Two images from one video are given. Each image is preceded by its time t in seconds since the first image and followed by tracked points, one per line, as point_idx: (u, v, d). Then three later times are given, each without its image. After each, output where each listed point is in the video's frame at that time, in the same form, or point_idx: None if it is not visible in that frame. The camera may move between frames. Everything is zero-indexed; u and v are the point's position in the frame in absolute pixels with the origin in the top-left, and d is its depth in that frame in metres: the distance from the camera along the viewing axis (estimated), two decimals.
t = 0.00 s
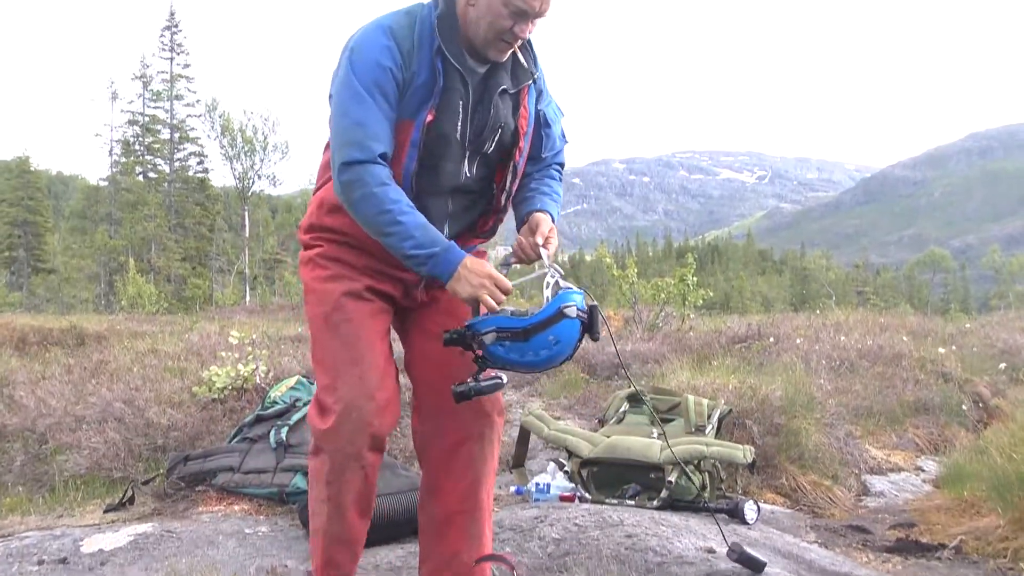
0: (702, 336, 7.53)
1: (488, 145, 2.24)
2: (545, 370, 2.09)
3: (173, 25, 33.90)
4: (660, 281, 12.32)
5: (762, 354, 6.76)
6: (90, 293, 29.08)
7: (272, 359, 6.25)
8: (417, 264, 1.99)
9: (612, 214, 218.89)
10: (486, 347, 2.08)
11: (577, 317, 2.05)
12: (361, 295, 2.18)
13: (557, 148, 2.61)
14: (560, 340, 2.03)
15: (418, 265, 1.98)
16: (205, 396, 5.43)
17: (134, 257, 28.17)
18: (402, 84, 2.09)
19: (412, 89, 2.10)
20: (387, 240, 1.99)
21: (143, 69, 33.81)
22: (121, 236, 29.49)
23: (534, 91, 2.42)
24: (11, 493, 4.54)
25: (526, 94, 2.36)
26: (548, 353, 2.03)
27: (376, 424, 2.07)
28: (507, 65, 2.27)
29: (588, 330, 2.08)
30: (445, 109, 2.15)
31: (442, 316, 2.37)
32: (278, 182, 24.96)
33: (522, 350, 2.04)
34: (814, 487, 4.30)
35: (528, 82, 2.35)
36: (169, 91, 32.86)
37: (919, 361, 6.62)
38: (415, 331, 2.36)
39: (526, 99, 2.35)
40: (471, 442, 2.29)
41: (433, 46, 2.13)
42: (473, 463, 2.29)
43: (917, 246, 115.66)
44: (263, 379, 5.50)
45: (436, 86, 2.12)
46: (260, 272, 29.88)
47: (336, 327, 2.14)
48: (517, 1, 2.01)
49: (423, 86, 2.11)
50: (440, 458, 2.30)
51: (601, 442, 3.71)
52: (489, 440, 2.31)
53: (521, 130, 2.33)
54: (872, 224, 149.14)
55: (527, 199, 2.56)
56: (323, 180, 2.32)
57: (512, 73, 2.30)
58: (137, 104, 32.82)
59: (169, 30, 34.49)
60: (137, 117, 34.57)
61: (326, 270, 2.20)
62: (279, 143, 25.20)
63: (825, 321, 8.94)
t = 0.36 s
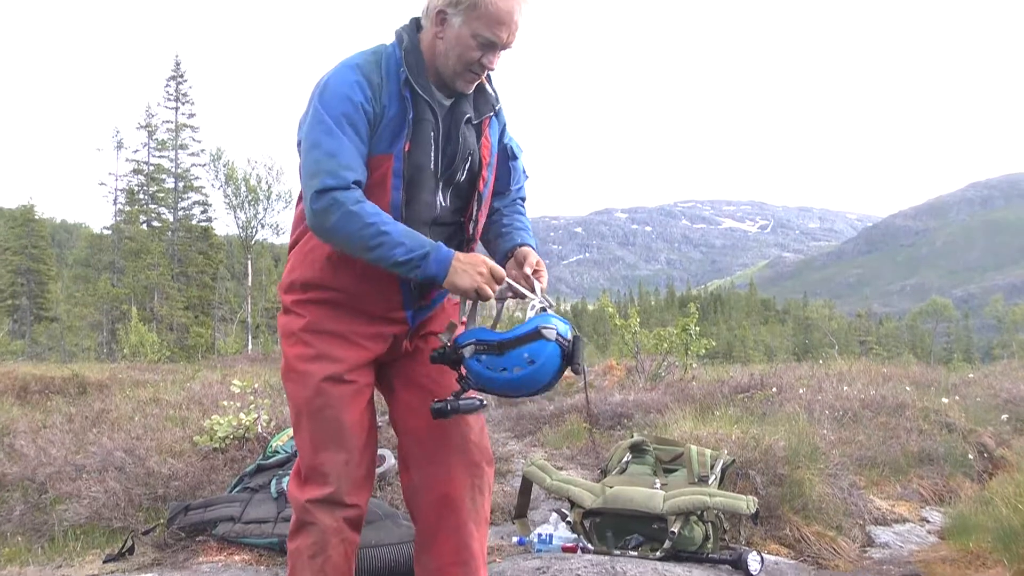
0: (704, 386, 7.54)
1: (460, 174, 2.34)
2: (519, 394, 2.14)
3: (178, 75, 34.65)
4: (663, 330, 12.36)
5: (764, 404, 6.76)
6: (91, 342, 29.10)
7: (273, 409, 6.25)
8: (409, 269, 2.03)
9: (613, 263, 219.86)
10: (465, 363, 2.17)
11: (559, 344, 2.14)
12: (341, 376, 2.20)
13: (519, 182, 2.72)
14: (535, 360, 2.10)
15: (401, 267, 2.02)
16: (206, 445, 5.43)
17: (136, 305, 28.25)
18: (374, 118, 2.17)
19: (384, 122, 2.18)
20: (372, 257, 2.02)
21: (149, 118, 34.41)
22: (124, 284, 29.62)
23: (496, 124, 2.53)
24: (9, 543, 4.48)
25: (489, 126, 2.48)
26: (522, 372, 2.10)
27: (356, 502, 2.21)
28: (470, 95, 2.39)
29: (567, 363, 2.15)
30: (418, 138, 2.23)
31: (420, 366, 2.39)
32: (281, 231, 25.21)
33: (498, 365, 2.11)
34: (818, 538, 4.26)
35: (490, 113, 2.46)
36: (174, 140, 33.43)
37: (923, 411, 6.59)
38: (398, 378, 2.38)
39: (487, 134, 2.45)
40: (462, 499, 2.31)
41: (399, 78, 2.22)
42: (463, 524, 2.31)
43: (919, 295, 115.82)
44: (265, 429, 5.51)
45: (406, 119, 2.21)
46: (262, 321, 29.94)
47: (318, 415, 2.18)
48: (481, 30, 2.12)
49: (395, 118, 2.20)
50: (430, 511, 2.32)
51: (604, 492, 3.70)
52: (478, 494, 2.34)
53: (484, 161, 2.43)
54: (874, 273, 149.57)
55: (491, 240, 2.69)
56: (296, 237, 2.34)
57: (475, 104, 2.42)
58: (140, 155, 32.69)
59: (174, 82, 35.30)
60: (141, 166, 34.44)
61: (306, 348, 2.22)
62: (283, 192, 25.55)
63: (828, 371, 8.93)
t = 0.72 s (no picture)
0: (706, 418, 7.53)
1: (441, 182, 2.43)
2: (504, 344, 2.14)
3: (181, 108, 35.05)
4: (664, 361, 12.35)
5: (766, 435, 6.75)
6: (91, 373, 29.05)
7: (274, 441, 6.24)
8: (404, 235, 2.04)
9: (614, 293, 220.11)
10: (449, 316, 2.20)
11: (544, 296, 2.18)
12: (345, 408, 2.22)
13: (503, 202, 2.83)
14: (519, 302, 2.13)
15: (388, 229, 2.02)
16: (206, 477, 5.42)
17: (137, 336, 28.25)
18: (354, 129, 2.28)
19: (365, 134, 2.30)
20: (364, 236, 2.02)
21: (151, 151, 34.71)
22: (125, 315, 29.65)
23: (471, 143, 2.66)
24: None
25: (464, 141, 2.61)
26: (504, 314, 2.12)
27: (360, 533, 2.24)
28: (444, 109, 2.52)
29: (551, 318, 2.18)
30: (400, 149, 2.33)
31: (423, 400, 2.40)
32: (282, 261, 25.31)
33: (482, 309, 2.14)
34: (822, 570, 4.24)
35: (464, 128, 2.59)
36: (176, 172, 33.75)
37: (926, 443, 6.57)
38: (401, 409, 2.41)
39: (461, 150, 2.57)
40: (463, 531, 2.32)
41: (377, 94, 2.36)
42: (464, 557, 2.33)
43: (921, 326, 115.78)
44: (266, 460, 5.51)
45: (384, 133, 2.33)
46: (262, 352, 29.90)
47: (323, 449, 2.21)
48: (448, 42, 2.25)
49: (373, 130, 2.32)
50: (432, 543, 2.33)
51: (606, 524, 3.67)
52: (479, 528, 2.36)
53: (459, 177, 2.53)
54: (875, 304, 149.52)
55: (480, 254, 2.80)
56: (293, 261, 2.36)
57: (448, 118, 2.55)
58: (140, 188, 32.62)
59: (177, 114, 35.71)
60: (144, 198, 34.64)
61: (310, 379, 2.24)
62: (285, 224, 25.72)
63: (830, 403, 8.90)
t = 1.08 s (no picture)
0: (709, 436, 7.52)
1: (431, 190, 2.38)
2: (460, 294, 1.98)
3: (184, 127, 35.29)
4: (666, 380, 12.37)
5: (768, 454, 6.76)
6: (93, 392, 29.03)
7: (275, 459, 6.23)
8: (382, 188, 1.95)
9: (616, 311, 219.99)
10: (409, 255, 2.02)
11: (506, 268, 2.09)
12: (345, 426, 2.22)
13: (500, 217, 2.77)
14: (489, 259, 2.02)
15: (371, 178, 1.94)
16: (207, 495, 5.41)
17: (138, 354, 28.28)
18: (340, 136, 2.33)
19: (352, 143, 2.35)
20: (345, 197, 1.96)
21: (154, 169, 34.86)
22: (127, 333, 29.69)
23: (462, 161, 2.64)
24: None
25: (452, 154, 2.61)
26: (471, 266, 1.99)
27: (358, 552, 2.25)
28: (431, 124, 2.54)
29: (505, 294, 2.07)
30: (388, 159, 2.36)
31: (422, 420, 2.40)
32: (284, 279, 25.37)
33: (448, 256, 2.00)
34: None
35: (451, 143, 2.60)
36: (179, 190, 33.90)
37: (929, 462, 6.52)
38: (401, 429, 2.41)
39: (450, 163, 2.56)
40: (461, 550, 2.34)
41: (365, 109, 2.42)
42: None
43: (923, 345, 115.62)
44: (267, 478, 5.50)
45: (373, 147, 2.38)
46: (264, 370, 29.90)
47: (322, 468, 2.21)
48: (432, 54, 2.29)
49: (360, 137, 2.38)
50: (432, 563, 2.35)
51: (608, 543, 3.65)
52: (478, 548, 2.39)
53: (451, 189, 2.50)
54: (877, 323, 149.29)
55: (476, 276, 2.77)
56: (290, 276, 2.37)
57: (435, 132, 2.56)
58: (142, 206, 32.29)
59: (180, 132, 35.94)
60: (146, 216, 34.43)
61: (310, 397, 2.23)
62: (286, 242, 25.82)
63: (832, 422, 8.89)
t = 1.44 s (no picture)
0: (707, 457, 7.53)
1: (408, 192, 2.32)
2: (445, 278, 2.04)
3: (183, 147, 35.48)
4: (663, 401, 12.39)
5: (766, 474, 6.76)
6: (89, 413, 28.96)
7: (273, 479, 6.22)
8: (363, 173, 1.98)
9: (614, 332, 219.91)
10: (394, 235, 2.05)
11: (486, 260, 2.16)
12: (332, 446, 2.21)
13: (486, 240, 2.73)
14: (472, 248, 2.08)
15: (352, 163, 1.98)
16: (205, 515, 5.39)
17: (135, 374, 28.23)
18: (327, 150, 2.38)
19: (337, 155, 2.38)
20: (327, 181, 1.99)
21: (152, 190, 34.97)
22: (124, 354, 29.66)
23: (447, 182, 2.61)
24: None
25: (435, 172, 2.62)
26: (456, 252, 2.05)
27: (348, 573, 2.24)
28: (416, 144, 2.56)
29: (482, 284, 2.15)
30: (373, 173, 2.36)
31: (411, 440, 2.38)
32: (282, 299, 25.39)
33: (435, 239, 2.04)
34: None
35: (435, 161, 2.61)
36: (177, 211, 34.02)
37: (927, 482, 6.51)
38: (391, 450, 2.39)
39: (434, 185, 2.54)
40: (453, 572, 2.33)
41: (353, 131, 2.46)
42: None
43: (922, 366, 115.62)
44: (264, 498, 5.49)
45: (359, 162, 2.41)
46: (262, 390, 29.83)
47: (309, 489, 2.20)
48: (415, 75, 2.35)
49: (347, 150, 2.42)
50: None
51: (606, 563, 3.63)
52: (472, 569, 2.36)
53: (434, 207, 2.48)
54: (876, 343, 149.19)
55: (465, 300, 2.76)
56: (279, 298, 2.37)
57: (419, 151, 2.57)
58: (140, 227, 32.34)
59: (179, 154, 36.12)
60: (144, 237, 34.46)
61: (296, 417, 2.22)
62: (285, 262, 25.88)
63: (830, 442, 8.90)
